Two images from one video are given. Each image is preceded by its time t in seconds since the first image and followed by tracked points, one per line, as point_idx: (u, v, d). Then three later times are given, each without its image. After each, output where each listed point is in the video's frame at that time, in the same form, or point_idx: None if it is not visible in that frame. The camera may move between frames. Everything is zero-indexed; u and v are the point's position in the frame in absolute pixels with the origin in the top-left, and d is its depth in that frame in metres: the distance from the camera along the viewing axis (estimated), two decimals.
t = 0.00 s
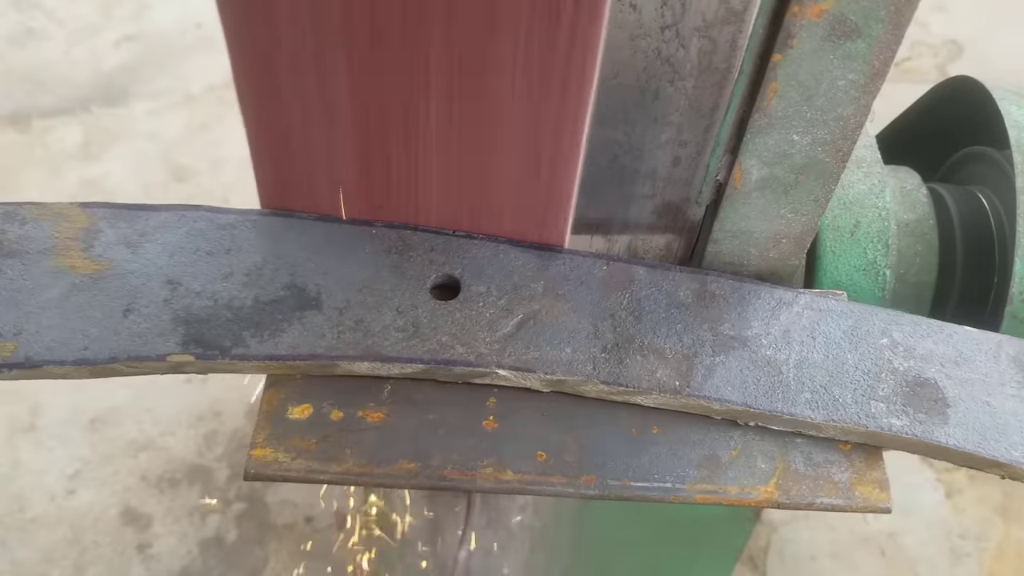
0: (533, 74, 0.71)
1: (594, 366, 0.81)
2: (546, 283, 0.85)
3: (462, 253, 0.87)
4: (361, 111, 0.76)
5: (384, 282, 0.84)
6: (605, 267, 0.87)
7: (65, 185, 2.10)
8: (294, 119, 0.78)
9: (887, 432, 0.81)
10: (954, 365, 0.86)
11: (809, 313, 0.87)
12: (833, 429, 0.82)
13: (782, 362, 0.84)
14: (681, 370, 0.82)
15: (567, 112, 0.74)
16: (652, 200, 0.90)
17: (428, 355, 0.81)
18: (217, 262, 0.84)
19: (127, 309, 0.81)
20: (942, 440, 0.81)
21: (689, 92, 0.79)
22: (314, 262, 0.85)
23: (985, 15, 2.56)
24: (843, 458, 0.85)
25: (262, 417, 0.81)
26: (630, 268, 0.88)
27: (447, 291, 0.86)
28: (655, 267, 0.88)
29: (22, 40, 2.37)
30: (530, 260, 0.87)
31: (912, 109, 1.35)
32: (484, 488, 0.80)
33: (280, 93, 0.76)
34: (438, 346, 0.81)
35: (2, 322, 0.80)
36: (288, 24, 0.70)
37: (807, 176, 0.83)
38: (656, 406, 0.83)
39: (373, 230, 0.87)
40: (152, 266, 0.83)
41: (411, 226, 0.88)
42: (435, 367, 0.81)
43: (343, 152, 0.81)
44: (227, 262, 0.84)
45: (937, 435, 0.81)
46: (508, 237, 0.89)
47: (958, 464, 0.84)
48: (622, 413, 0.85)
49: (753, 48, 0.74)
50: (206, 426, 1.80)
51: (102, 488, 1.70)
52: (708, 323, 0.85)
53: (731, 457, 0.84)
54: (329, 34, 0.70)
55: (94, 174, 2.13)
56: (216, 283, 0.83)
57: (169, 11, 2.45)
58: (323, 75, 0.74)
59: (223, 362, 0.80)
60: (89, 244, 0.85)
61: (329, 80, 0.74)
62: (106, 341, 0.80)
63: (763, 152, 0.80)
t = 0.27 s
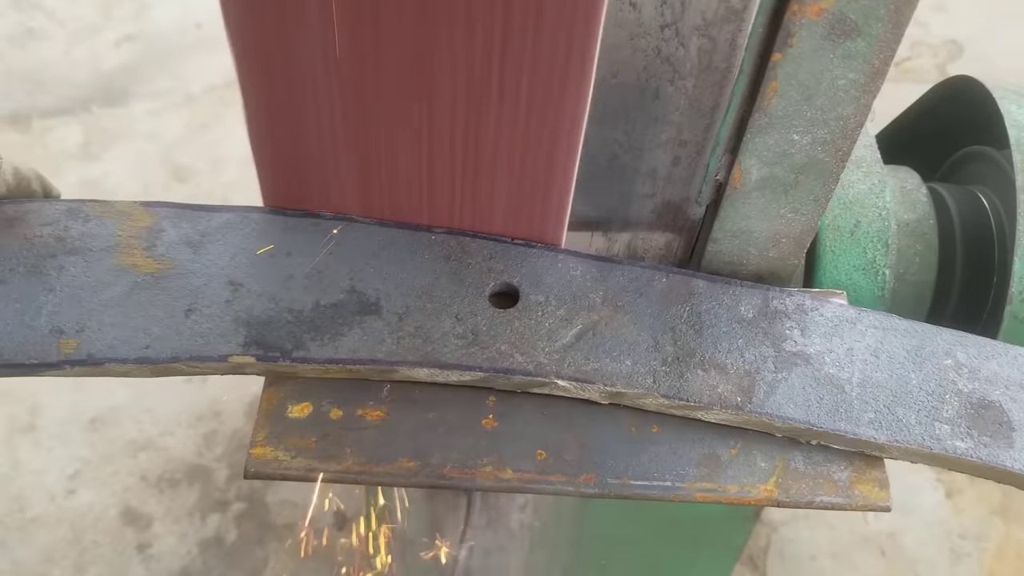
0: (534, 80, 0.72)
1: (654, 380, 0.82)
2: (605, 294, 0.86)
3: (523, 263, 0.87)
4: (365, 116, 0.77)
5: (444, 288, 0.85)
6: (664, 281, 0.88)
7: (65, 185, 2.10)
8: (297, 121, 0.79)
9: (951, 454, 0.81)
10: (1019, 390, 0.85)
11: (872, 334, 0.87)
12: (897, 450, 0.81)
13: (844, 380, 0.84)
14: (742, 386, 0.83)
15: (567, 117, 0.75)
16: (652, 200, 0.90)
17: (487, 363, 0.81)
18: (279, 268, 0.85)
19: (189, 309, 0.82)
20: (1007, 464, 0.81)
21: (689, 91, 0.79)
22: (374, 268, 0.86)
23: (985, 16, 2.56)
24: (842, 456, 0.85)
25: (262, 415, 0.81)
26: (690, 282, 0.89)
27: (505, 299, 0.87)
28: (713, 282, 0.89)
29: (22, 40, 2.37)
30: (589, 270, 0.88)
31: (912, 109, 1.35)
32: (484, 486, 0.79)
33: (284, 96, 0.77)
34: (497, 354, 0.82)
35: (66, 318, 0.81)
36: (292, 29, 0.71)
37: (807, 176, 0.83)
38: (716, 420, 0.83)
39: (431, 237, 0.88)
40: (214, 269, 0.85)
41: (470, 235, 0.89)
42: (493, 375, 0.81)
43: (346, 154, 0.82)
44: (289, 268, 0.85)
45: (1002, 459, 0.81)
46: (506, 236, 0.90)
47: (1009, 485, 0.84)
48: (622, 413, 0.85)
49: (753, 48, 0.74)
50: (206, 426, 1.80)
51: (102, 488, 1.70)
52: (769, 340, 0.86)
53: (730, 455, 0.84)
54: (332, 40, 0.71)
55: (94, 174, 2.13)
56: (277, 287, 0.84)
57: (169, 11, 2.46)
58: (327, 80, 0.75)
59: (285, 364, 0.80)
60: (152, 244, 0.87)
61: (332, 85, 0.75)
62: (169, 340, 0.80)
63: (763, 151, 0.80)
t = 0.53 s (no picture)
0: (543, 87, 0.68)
1: (674, 391, 0.82)
2: (622, 302, 0.86)
3: (539, 270, 0.86)
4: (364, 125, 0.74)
5: (462, 295, 0.85)
6: (683, 289, 0.88)
7: (65, 185, 2.10)
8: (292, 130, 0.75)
9: (971, 463, 0.81)
10: None
11: (892, 342, 0.87)
12: (917, 459, 0.81)
13: (865, 389, 0.84)
14: (762, 397, 0.82)
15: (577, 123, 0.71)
16: (651, 199, 0.90)
17: (505, 373, 0.81)
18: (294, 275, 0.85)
19: (204, 320, 0.82)
20: None
21: (688, 91, 0.79)
22: (390, 277, 0.85)
23: (985, 16, 2.56)
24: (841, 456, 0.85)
25: (260, 414, 0.82)
26: (707, 289, 0.88)
27: (521, 308, 0.86)
28: (731, 289, 0.88)
29: (22, 40, 2.37)
30: (607, 278, 0.87)
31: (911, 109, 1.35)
32: (483, 486, 0.80)
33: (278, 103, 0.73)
34: (515, 364, 0.81)
35: (81, 330, 0.82)
36: (287, 33, 0.67)
37: (806, 175, 0.83)
38: (736, 431, 0.83)
39: (448, 246, 0.87)
40: (228, 279, 0.85)
41: (486, 241, 0.87)
42: (512, 386, 0.81)
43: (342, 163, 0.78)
44: (304, 277, 0.85)
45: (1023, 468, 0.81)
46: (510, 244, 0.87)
47: None
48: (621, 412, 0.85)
49: (752, 47, 0.74)
50: (206, 426, 1.80)
51: (102, 488, 1.70)
52: (789, 349, 0.85)
53: (729, 455, 0.84)
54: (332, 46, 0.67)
55: (94, 174, 2.13)
56: (292, 296, 0.84)
57: (169, 11, 2.46)
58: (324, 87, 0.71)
59: (302, 376, 0.80)
60: (165, 254, 0.87)
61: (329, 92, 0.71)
62: (184, 352, 0.81)
63: (761, 150, 0.81)
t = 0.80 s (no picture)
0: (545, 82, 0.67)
1: (678, 386, 0.82)
2: (628, 297, 0.86)
3: (545, 265, 0.85)
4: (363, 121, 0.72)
5: (467, 289, 0.84)
6: (688, 284, 0.88)
7: (65, 185, 2.10)
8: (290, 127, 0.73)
9: (974, 459, 0.81)
10: None
11: (897, 338, 0.87)
12: (920, 456, 0.81)
13: (868, 386, 0.84)
14: (767, 392, 0.82)
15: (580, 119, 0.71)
16: (651, 199, 0.90)
17: (510, 367, 0.81)
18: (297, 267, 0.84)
19: (212, 312, 0.82)
20: None
21: (688, 91, 0.79)
22: (395, 270, 0.84)
23: (985, 16, 2.56)
24: (841, 455, 0.85)
25: (261, 413, 0.81)
26: (712, 286, 0.88)
27: (527, 303, 0.86)
28: (737, 285, 0.88)
29: (22, 40, 2.37)
30: (612, 273, 0.87)
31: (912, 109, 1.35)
32: (483, 485, 0.80)
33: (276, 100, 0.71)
34: (520, 357, 0.81)
35: (90, 320, 0.81)
36: (295, 33, 0.65)
37: (806, 175, 0.83)
38: (739, 426, 0.83)
39: (454, 240, 0.86)
40: (235, 271, 0.84)
41: (493, 238, 0.86)
42: (517, 379, 0.81)
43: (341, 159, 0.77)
44: (311, 269, 0.84)
45: None
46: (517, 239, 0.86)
47: None
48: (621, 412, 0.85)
49: (752, 46, 0.74)
50: (206, 426, 1.80)
51: (102, 488, 1.70)
52: (794, 346, 0.85)
53: (728, 455, 0.84)
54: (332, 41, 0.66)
55: (94, 174, 2.13)
56: (300, 288, 0.83)
57: (169, 11, 2.46)
58: (324, 84, 0.69)
59: (308, 367, 0.80)
60: (174, 245, 0.86)
61: (328, 88, 0.70)
62: (192, 343, 0.80)
63: (761, 150, 0.81)
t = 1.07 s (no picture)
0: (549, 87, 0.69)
1: (705, 393, 0.82)
2: (652, 303, 0.86)
3: (569, 270, 0.87)
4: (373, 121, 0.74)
5: (493, 291, 0.85)
6: (714, 290, 0.88)
7: (65, 185, 2.10)
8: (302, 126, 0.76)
9: (1004, 471, 0.81)
10: None
11: (924, 348, 0.87)
12: (949, 466, 0.81)
13: (896, 395, 0.84)
14: (793, 400, 0.82)
15: (584, 123, 0.72)
16: (652, 199, 0.89)
17: (535, 372, 0.81)
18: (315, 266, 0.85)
19: (238, 312, 0.82)
20: None
21: (689, 90, 0.78)
22: (421, 273, 0.85)
23: (985, 16, 2.56)
24: (843, 455, 0.85)
25: (262, 414, 0.81)
26: (740, 293, 0.88)
27: (551, 307, 0.86)
28: (763, 292, 0.88)
29: (22, 40, 2.37)
30: (637, 279, 0.87)
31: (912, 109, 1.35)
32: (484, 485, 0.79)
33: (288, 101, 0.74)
34: (545, 362, 0.81)
35: (116, 320, 0.82)
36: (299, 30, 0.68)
37: (807, 174, 0.83)
38: (766, 434, 0.83)
39: (478, 243, 0.87)
40: (260, 272, 0.85)
41: (517, 240, 0.88)
42: (542, 384, 0.81)
43: (352, 158, 0.79)
44: (336, 271, 0.85)
45: None
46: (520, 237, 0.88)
47: None
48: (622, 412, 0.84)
49: (754, 46, 0.74)
50: (206, 426, 1.80)
51: (102, 488, 1.70)
52: (820, 354, 0.85)
53: (730, 455, 0.83)
54: (342, 43, 0.68)
55: (94, 174, 2.13)
56: (325, 290, 0.84)
57: (169, 11, 2.46)
58: (334, 85, 0.72)
59: (334, 368, 0.80)
60: (200, 246, 0.86)
61: (339, 89, 0.72)
62: (218, 343, 0.81)
63: (763, 150, 0.81)
